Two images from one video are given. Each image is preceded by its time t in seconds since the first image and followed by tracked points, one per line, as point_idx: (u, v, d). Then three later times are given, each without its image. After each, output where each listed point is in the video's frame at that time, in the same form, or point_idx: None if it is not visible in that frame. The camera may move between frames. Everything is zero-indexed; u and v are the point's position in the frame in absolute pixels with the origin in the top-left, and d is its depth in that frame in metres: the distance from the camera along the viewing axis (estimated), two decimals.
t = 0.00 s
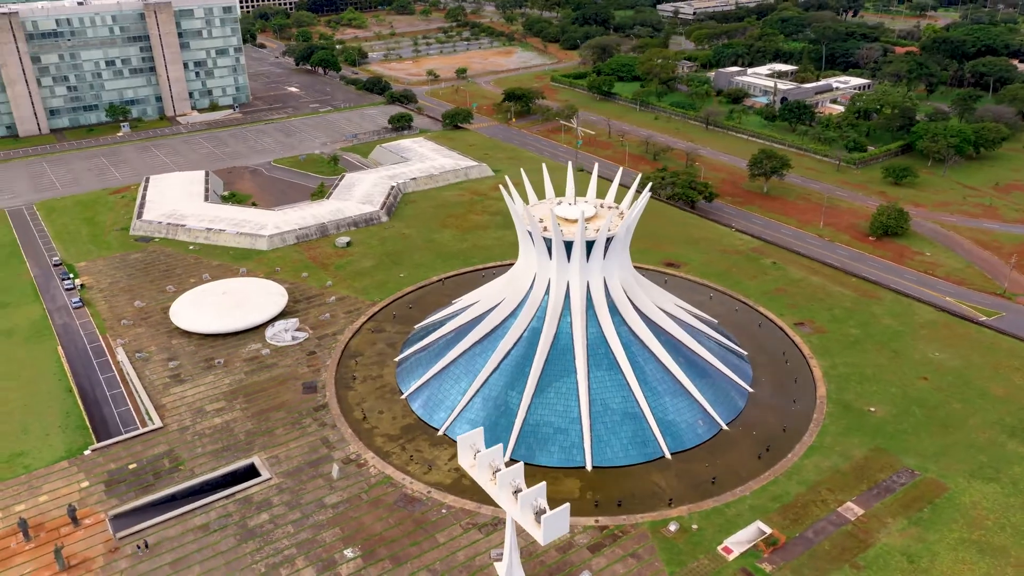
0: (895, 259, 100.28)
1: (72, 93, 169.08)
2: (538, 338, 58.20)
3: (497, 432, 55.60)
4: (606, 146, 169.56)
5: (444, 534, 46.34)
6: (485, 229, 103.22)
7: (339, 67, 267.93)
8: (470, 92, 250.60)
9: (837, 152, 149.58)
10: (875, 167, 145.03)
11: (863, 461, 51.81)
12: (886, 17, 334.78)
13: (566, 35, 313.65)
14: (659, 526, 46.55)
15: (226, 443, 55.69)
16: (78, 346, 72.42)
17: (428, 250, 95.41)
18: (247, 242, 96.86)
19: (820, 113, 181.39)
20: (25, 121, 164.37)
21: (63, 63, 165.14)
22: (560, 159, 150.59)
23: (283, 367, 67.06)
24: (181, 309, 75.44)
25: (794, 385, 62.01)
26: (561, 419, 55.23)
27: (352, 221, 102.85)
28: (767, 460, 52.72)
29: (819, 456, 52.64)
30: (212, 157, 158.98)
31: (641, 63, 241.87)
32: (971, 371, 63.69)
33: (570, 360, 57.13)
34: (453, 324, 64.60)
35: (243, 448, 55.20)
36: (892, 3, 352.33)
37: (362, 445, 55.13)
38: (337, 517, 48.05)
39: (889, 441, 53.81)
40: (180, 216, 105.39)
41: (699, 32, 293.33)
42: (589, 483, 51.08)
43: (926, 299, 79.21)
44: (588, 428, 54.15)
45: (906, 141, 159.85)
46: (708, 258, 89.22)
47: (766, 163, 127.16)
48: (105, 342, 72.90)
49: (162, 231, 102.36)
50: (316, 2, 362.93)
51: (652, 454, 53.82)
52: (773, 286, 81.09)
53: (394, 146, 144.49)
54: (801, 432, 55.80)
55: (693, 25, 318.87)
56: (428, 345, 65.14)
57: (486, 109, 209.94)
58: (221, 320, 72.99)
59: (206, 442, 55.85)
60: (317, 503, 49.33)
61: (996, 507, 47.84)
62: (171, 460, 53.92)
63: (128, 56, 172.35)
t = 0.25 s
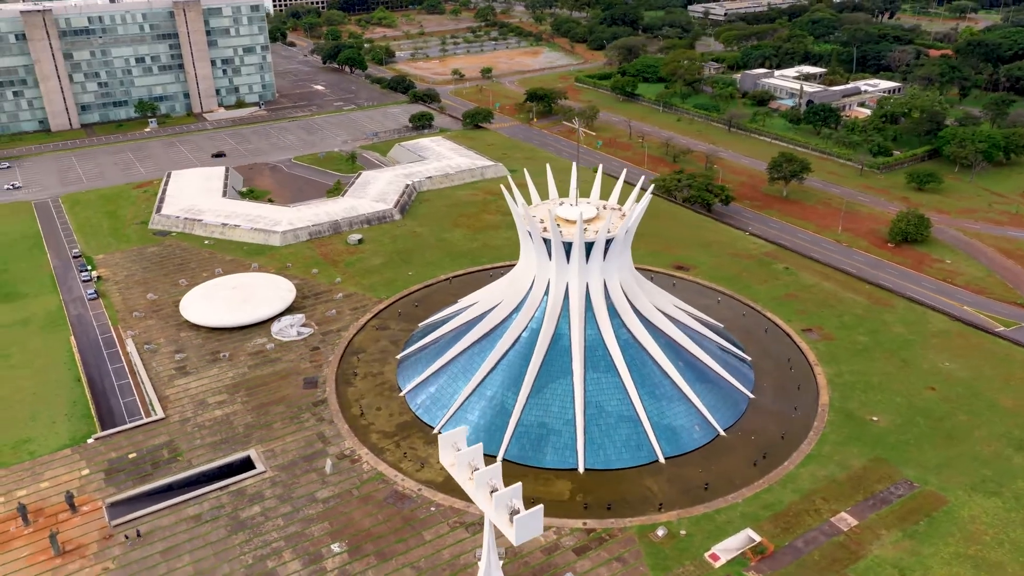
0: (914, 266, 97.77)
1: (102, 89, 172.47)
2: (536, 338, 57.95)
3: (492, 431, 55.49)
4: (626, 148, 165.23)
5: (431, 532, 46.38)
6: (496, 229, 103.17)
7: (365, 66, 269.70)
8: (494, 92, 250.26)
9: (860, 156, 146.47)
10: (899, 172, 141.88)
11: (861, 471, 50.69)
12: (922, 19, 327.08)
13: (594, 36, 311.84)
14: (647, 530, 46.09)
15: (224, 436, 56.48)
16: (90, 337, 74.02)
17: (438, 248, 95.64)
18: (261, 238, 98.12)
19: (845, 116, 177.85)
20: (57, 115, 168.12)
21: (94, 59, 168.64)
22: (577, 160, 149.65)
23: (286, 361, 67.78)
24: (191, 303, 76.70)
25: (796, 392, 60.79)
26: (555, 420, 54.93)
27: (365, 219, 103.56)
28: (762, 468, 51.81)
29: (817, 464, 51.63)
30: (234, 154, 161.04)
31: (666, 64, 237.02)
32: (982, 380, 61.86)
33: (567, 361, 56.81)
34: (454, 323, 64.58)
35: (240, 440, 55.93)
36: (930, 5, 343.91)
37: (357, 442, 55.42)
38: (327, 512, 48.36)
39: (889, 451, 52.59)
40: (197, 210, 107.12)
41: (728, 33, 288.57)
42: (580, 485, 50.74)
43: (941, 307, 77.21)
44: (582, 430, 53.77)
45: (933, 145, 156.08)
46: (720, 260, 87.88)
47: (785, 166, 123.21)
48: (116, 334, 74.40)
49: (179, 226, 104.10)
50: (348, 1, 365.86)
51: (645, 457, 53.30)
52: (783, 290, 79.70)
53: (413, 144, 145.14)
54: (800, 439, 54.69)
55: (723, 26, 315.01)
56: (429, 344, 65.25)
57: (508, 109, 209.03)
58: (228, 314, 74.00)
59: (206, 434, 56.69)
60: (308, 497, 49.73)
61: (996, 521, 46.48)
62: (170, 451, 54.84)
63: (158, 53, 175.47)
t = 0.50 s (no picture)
0: (941, 276, 94.57)
1: (143, 83, 177.08)
2: (533, 339, 57.62)
3: (485, 430, 55.38)
4: (654, 150, 160.53)
5: (414, 528, 46.51)
6: (513, 228, 103.01)
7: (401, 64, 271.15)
8: (528, 92, 248.99)
9: (893, 162, 142.59)
10: (933, 181, 137.78)
11: (858, 484, 49.24)
12: (974, 23, 316.21)
13: (632, 37, 308.71)
14: (631, 536, 45.54)
15: (224, 425, 57.52)
16: (107, 324, 76.12)
17: (453, 247, 95.84)
18: (280, 232, 99.61)
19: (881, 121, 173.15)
20: (99, 109, 173.10)
21: (136, 55, 173.26)
22: (602, 161, 148.39)
23: (292, 354, 68.66)
24: (205, 293, 78.24)
25: (800, 402, 59.20)
26: (548, 421, 54.54)
27: (383, 216, 104.36)
28: (756, 477, 50.68)
29: (813, 475, 50.30)
30: (265, 149, 163.74)
31: (701, 66, 230.48)
32: (997, 396, 59.57)
33: (564, 363, 56.37)
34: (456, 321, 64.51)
35: (239, 430, 56.88)
36: (984, 9, 332.42)
37: (351, 435, 55.80)
38: (315, 503, 48.86)
39: (890, 465, 50.98)
40: (221, 204, 109.25)
41: (769, 36, 282.37)
42: (568, 487, 50.35)
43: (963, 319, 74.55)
44: (574, 432, 53.34)
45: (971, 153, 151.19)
46: (735, 265, 86.22)
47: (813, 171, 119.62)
48: (132, 322, 76.33)
49: (202, 218, 106.31)
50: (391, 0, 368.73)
51: (637, 462, 52.61)
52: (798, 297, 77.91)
53: (438, 143, 145.73)
54: (798, 449, 53.31)
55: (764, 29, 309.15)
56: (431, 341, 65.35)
57: (541, 109, 206.57)
58: (239, 306, 75.31)
59: (206, 423, 57.81)
60: (298, 488, 50.28)
61: (996, 543, 44.69)
62: (170, 438, 56.07)
63: (197, 49, 179.48)
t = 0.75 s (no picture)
0: (966, 287, 91.17)
1: (184, 79, 181.69)
2: (530, 339, 57.40)
3: (478, 429, 55.39)
4: (683, 152, 156.07)
5: (396, 523, 46.90)
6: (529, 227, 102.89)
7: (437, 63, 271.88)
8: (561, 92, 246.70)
9: (928, 169, 138.41)
10: (968, 188, 133.57)
11: (851, 497, 47.95)
12: None
13: (671, 38, 304.52)
14: (611, 540, 45.14)
15: (224, 415, 58.82)
16: (125, 312, 78.50)
17: (467, 245, 96.11)
18: (299, 227, 101.27)
19: (918, 126, 168.35)
20: (140, 103, 178.07)
21: (177, 51, 177.70)
22: (628, 162, 147.03)
23: (298, 347, 69.76)
24: (220, 285, 80.05)
25: (801, 411, 57.71)
26: (540, 421, 54.27)
27: (402, 213, 105.23)
28: (746, 487, 49.71)
29: (805, 486, 49.13)
30: (296, 145, 166.40)
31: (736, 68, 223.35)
32: (1009, 411, 57.32)
33: (559, 364, 56.00)
34: (457, 319, 64.49)
35: (238, 420, 58.09)
36: None
37: (345, 429, 56.48)
38: (302, 495, 49.63)
39: (886, 479, 49.48)
40: (246, 198, 111.53)
41: (812, 38, 275.69)
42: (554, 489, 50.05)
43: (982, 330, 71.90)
44: (565, 434, 53.02)
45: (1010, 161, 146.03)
46: (749, 270, 84.34)
47: (841, 177, 116.75)
48: (149, 311, 78.45)
49: (226, 212, 108.70)
50: None
51: (626, 466, 51.94)
52: (811, 302, 76.01)
53: (464, 141, 146.26)
54: (793, 460, 52.04)
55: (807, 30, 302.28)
56: (432, 338, 65.52)
57: (573, 109, 202.63)
58: (251, 298, 76.83)
59: (207, 412, 59.16)
60: (288, 479, 51.15)
61: (989, 563, 43.10)
62: (171, 425, 57.58)
63: (236, 46, 183.26)
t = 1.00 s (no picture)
0: (991, 297, 87.12)
1: (216, 76, 184.94)
2: (528, 337, 56.78)
3: (472, 426, 54.94)
4: (708, 154, 150.63)
5: (382, 517, 46.91)
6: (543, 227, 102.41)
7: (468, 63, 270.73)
8: (590, 92, 242.90)
9: (960, 175, 134.28)
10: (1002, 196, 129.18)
11: (847, 507, 46.65)
12: None
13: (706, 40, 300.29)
14: (597, 542, 44.53)
15: (225, 406, 59.69)
16: (140, 303, 80.14)
17: (480, 244, 96.00)
18: (316, 223, 102.38)
19: (954, 133, 163.09)
20: (173, 100, 181.86)
21: (210, 49, 180.99)
22: (650, 164, 145.47)
23: (304, 341, 70.44)
24: (232, 279, 81.34)
25: (804, 418, 56.23)
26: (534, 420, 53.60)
27: (418, 211, 105.60)
28: (739, 493, 48.60)
29: (800, 494, 47.91)
30: (322, 143, 168.00)
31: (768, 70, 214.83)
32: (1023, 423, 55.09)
33: (555, 363, 55.26)
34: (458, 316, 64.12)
35: (239, 411, 58.90)
36: None
37: (342, 423, 56.75)
38: (294, 486, 50.00)
39: (886, 489, 48.01)
40: (266, 193, 113.09)
41: (849, 40, 269.06)
42: (543, 488, 49.47)
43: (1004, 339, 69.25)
44: (558, 434, 52.29)
45: None
46: (764, 273, 82.21)
47: (868, 181, 111.29)
48: (164, 302, 79.98)
49: (246, 207, 110.32)
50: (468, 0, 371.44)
51: (619, 468, 51.07)
52: (825, 307, 74.19)
53: (486, 141, 146.32)
54: (791, 467, 50.69)
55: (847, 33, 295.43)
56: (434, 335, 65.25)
57: (602, 111, 197.89)
58: (261, 292, 77.89)
59: (209, 403, 60.13)
60: (281, 471, 51.62)
61: None
62: (174, 414, 58.63)
63: (268, 45, 185.99)
